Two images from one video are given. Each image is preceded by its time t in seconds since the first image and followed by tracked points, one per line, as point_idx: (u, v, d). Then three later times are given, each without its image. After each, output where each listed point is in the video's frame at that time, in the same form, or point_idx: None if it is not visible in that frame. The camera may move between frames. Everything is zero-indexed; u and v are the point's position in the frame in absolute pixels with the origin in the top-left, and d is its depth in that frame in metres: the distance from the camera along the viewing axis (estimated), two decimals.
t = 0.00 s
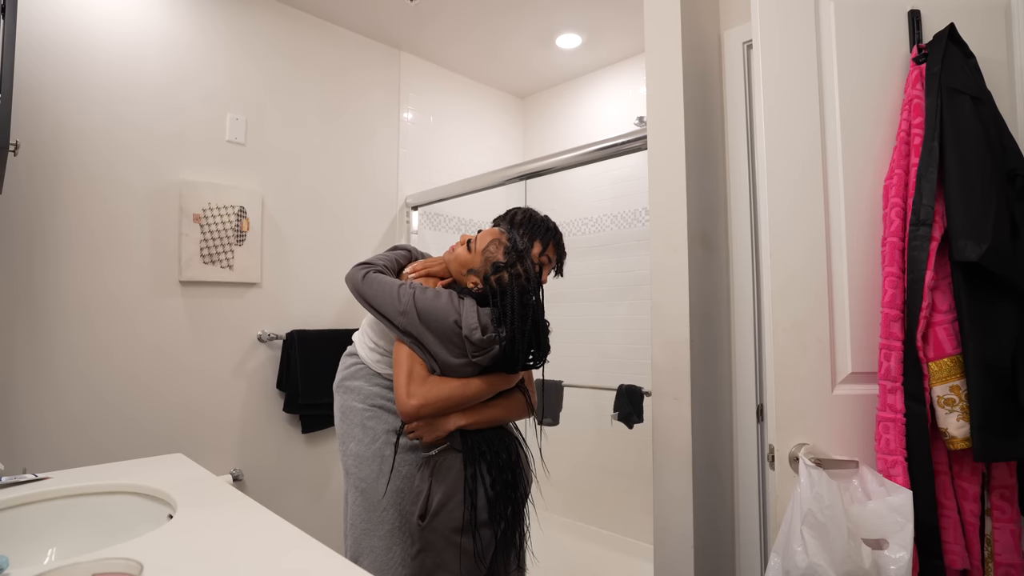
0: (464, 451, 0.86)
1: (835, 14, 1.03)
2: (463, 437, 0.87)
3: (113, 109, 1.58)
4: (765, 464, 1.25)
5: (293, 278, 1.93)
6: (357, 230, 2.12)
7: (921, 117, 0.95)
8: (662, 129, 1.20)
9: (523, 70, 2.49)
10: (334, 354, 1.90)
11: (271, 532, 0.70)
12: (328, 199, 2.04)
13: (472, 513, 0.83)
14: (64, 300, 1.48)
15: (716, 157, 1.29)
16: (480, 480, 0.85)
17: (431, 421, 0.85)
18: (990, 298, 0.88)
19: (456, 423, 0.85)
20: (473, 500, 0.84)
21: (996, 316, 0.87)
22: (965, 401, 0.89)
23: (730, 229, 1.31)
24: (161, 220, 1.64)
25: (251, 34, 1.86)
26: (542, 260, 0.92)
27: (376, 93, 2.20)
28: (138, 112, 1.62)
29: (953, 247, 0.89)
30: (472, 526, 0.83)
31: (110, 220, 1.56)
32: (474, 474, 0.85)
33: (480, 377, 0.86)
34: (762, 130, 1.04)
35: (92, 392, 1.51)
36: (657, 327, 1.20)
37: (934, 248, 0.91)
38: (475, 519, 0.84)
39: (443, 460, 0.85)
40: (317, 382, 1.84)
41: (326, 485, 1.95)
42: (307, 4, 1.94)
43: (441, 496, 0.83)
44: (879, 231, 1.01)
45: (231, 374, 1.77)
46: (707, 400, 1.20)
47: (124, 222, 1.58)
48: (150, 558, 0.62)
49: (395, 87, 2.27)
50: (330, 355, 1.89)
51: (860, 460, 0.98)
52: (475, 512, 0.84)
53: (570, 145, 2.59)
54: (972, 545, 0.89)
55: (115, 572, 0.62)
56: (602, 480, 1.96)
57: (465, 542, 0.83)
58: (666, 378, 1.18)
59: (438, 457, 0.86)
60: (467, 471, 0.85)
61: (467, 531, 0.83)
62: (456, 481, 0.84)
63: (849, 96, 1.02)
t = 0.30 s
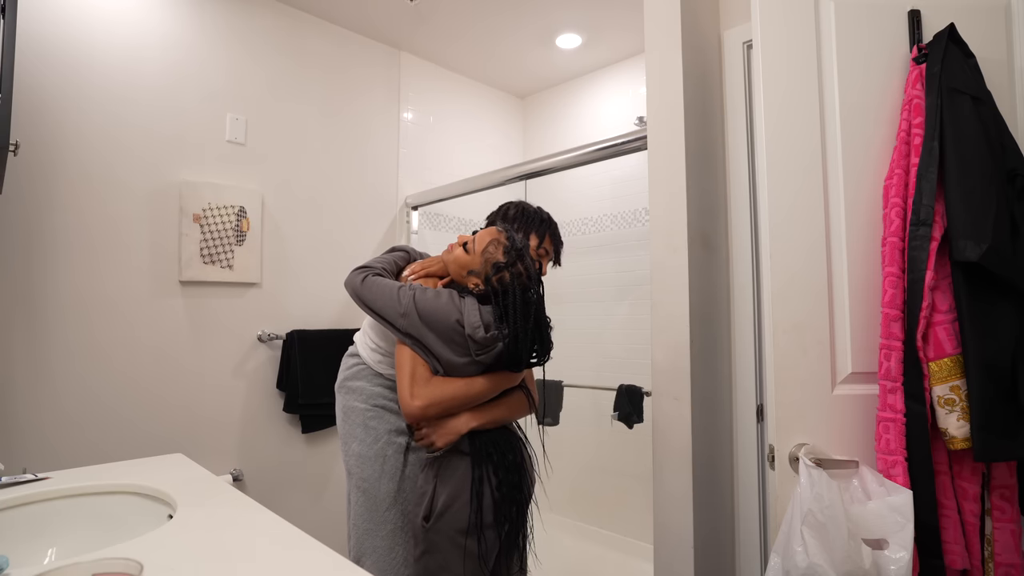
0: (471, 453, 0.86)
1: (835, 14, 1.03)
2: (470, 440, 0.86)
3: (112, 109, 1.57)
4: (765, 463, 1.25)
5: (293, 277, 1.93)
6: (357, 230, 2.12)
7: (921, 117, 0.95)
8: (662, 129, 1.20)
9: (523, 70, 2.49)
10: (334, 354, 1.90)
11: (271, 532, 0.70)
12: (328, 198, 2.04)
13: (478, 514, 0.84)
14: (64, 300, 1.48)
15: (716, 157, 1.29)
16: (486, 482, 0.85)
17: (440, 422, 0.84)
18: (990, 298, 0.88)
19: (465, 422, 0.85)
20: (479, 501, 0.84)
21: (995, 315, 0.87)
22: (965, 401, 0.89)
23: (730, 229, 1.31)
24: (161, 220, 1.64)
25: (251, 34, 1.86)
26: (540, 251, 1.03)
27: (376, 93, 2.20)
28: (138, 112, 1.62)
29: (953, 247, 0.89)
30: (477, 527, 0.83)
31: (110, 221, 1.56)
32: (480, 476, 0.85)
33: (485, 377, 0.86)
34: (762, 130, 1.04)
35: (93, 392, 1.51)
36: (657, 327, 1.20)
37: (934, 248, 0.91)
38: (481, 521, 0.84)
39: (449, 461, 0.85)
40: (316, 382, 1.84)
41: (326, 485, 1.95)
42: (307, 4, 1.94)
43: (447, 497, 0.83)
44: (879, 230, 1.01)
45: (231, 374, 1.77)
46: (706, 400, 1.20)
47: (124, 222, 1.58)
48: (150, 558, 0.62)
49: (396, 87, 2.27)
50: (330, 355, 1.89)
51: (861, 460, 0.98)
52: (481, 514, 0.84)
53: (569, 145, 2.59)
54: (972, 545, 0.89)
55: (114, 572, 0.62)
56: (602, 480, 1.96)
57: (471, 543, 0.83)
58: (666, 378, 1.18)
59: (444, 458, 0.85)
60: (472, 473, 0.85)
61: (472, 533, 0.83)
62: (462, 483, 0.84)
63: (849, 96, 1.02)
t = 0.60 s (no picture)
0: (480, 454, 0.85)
1: (836, 14, 1.03)
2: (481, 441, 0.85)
3: (112, 109, 1.57)
4: (765, 464, 1.25)
5: (293, 278, 1.93)
6: (357, 230, 2.12)
7: (921, 117, 0.95)
8: (662, 129, 1.20)
9: (523, 70, 2.49)
10: (334, 355, 1.90)
11: (272, 532, 0.71)
12: (328, 198, 2.04)
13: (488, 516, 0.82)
14: (63, 300, 1.48)
15: (715, 156, 1.29)
16: (495, 483, 0.84)
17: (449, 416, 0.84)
18: (990, 298, 0.88)
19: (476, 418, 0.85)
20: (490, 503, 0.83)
21: (996, 315, 0.87)
22: (965, 401, 0.89)
23: (730, 229, 1.31)
24: (161, 220, 1.64)
25: (251, 34, 1.86)
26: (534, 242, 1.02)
27: (376, 93, 2.20)
28: (138, 112, 1.62)
29: (953, 247, 0.89)
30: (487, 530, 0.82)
31: (111, 221, 1.56)
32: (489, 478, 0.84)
33: (489, 373, 0.86)
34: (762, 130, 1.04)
35: (92, 392, 1.51)
36: (657, 326, 1.20)
37: (934, 248, 0.91)
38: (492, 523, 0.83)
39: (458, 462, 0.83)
40: (317, 382, 1.84)
41: (326, 485, 1.95)
42: (307, 4, 1.94)
43: (457, 501, 0.81)
44: (879, 230, 1.01)
45: (231, 374, 1.77)
46: (707, 400, 1.20)
47: (124, 222, 1.58)
48: (150, 558, 0.62)
49: (396, 88, 2.27)
50: (330, 355, 1.89)
51: (861, 460, 0.98)
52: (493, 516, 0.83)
53: (569, 145, 2.59)
54: (972, 545, 0.89)
55: (114, 572, 0.62)
56: (602, 480, 1.97)
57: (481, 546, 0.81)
58: (666, 378, 1.18)
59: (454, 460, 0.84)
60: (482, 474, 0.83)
61: (482, 536, 0.82)
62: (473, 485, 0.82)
63: (849, 96, 1.02)
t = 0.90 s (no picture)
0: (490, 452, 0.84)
1: (836, 14, 1.03)
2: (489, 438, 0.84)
3: (112, 109, 1.57)
4: (765, 464, 1.25)
5: (293, 278, 1.93)
6: (357, 230, 2.12)
7: (921, 117, 0.95)
8: (662, 129, 1.20)
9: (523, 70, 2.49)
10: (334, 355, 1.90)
11: (272, 532, 0.71)
12: (328, 198, 2.04)
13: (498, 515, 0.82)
14: (63, 300, 1.48)
15: (716, 156, 1.29)
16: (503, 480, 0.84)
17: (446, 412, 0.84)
18: (990, 298, 0.88)
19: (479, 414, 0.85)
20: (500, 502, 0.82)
21: (996, 315, 0.87)
22: (965, 401, 0.89)
23: (730, 229, 1.31)
24: (162, 220, 1.64)
25: (251, 34, 1.86)
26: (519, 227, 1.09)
27: (376, 93, 2.20)
28: (138, 112, 1.62)
29: (953, 247, 0.89)
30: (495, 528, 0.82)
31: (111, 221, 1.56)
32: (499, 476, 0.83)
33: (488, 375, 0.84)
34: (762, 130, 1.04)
35: (92, 392, 1.51)
36: (657, 326, 1.20)
37: (934, 248, 0.91)
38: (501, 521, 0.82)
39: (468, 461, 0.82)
40: (317, 382, 1.84)
41: (326, 485, 1.95)
42: (307, 4, 1.94)
43: (466, 500, 0.80)
44: (879, 231, 1.01)
45: (231, 374, 1.77)
46: (707, 400, 1.20)
47: (124, 222, 1.58)
48: (150, 558, 0.62)
49: (396, 87, 2.27)
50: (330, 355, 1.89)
51: (860, 460, 0.98)
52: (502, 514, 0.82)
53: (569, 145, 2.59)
54: (973, 545, 0.89)
55: (114, 572, 0.62)
56: (602, 480, 1.97)
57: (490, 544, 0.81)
58: (666, 378, 1.18)
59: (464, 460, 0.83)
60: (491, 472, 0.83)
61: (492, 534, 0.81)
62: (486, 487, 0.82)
63: (849, 96, 1.02)
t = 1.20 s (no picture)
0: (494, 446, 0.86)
1: (836, 14, 1.03)
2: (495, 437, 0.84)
3: (112, 109, 1.57)
4: (765, 464, 1.25)
5: (293, 278, 1.93)
6: (357, 230, 2.12)
7: (921, 117, 0.95)
8: (662, 129, 1.20)
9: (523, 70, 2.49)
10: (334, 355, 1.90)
11: (272, 532, 0.71)
12: (328, 198, 2.04)
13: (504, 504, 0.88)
14: (64, 299, 1.48)
15: (716, 156, 1.29)
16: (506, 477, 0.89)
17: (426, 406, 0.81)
18: (990, 298, 0.88)
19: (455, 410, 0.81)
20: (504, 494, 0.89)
21: (996, 315, 0.87)
22: (965, 401, 0.89)
23: (730, 229, 1.31)
24: (162, 220, 1.64)
25: (251, 34, 1.86)
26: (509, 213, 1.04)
27: (376, 93, 2.20)
28: (138, 112, 1.62)
29: (953, 247, 0.89)
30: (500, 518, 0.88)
31: (111, 222, 1.56)
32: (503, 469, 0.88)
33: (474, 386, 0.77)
34: (762, 129, 1.04)
35: (92, 391, 1.51)
36: (657, 326, 1.20)
37: (934, 248, 0.91)
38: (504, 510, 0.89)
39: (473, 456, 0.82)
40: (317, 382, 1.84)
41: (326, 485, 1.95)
42: (307, 4, 1.94)
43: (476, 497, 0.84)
44: (879, 231, 1.01)
45: (231, 374, 1.76)
46: (707, 400, 1.20)
47: (125, 222, 1.58)
48: (150, 558, 0.62)
49: (396, 87, 2.27)
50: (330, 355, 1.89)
51: (860, 460, 0.98)
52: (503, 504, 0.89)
53: (569, 145, 2.59)
54: (973, 545, 0.89)
55: (114, 572, 0.62)
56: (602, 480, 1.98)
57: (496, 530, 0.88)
58: (666, 378, 1.18)
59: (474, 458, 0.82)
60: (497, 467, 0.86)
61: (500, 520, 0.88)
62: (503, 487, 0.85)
63: (849, 96, 1.02)
